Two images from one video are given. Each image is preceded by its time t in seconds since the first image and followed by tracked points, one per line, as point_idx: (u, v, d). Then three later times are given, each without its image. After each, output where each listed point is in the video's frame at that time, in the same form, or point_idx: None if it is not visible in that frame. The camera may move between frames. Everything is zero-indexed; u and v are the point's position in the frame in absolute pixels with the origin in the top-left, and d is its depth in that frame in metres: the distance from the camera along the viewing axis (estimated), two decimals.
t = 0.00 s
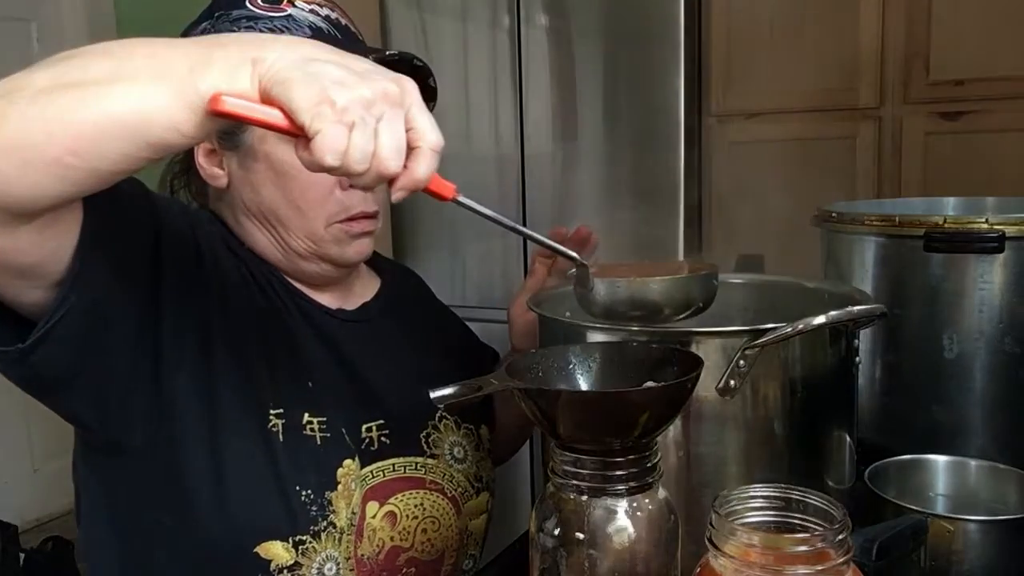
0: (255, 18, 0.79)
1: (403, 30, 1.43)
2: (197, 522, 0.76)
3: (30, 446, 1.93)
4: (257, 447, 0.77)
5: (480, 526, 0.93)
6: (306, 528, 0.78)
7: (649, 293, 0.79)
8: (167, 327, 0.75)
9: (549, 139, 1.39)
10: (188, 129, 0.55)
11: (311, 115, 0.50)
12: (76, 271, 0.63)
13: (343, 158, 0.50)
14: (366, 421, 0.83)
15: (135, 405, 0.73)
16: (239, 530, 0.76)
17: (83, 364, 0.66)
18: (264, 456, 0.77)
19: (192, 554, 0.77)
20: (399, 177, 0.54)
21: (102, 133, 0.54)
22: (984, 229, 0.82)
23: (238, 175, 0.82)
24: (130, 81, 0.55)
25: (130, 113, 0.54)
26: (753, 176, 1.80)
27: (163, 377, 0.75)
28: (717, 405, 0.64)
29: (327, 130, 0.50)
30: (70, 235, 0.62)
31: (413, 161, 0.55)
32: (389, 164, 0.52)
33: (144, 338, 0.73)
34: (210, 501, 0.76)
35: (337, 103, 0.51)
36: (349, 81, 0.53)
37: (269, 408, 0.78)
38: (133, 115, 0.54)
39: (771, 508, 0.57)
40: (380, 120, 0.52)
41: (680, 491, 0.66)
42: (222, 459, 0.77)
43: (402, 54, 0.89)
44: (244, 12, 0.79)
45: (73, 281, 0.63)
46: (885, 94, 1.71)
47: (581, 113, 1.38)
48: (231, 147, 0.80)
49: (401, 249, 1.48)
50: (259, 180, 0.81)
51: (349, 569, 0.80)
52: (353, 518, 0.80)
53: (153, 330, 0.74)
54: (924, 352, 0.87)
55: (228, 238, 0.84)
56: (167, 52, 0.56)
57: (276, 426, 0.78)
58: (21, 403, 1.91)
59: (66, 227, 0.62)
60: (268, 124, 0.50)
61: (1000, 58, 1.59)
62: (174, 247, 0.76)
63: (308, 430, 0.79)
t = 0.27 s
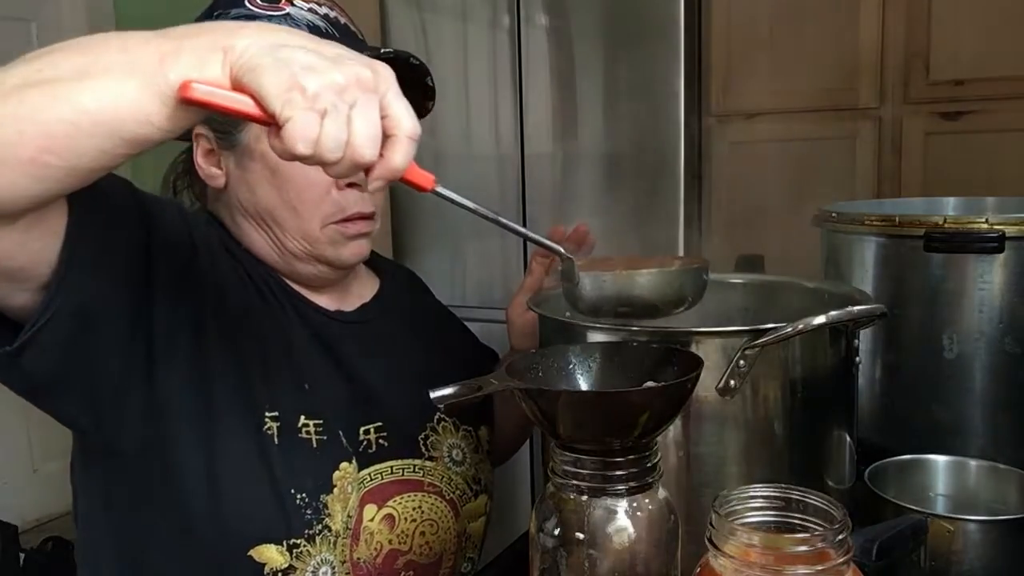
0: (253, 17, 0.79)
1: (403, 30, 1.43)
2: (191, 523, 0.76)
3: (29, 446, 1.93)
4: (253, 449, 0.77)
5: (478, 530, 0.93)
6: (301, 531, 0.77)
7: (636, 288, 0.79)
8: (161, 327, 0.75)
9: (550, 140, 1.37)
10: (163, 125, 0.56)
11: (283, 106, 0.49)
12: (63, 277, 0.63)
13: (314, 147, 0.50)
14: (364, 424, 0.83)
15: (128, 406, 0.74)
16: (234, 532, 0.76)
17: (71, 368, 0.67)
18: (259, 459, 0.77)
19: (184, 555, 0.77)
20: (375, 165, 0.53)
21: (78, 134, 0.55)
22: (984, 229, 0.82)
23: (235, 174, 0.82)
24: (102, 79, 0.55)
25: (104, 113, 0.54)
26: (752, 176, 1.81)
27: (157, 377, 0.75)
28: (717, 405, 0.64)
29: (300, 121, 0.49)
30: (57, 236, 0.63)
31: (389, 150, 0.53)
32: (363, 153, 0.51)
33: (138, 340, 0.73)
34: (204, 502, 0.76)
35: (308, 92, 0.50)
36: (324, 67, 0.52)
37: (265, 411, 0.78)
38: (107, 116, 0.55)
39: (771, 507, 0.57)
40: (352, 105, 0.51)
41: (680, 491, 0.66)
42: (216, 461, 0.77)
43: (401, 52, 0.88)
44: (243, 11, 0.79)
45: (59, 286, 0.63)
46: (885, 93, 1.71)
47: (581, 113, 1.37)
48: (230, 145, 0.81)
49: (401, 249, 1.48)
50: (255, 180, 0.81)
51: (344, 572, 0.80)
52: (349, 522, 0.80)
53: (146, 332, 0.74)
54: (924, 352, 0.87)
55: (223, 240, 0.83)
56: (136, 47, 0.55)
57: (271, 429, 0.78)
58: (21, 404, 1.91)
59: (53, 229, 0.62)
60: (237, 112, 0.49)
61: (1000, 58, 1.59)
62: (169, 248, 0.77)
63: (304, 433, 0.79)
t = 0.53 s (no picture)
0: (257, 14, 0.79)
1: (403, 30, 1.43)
2: (187, 528, 0.76)
3: (29, 446, 1.92)
4: (249, 453, 0.77)
5: (480, 532, 0.93)
6: (298, 537, 0.77)
7: (630, 273, 0.79)
8: (150, 330, 0.75)
9: (549, 138, 1.39)
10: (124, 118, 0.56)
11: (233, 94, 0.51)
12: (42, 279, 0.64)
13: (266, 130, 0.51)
14: (365, 426, 0.83)
15: (120, 413, 0.73)
16: (231, 536, 0.76)
17: (60, 377, 0.67)
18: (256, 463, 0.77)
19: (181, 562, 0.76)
20: (330, 147, 0.54)
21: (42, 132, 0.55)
22: (984, 229, 0.82)
23: (234, 173, 0.82)
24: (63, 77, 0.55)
25: (66, 110, 0.55)
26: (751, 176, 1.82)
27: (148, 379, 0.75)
28: (717, 405, 0.64)
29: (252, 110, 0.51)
30: (34, 241, 0.64)
31: (344, 130, 0.54)
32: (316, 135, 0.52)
33: (127, 346, 0.73)
34: (200, 506, 0.76)
35: (259, 76, 0.51)
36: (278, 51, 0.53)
37: (262, 414, 0.78)
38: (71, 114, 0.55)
39: (771, 508, 0.57)
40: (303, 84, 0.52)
41: (680, 492, 0.66)
42: (212, 464, 0.76)
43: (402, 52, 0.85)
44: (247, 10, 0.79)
45: (35, 296, 0.64)
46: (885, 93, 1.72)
47: (580, 113, 1.37)
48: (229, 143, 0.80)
49: (401, 249, 1.48)
50: (253, 179, 0.81)
51: None
52: (349, 527, 0.80)
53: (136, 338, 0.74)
54: (923, 352, 0.87)
55: (218, 238, 0.84)
56: (85, 42, 0.56)
57: (268, 434, 0.78)
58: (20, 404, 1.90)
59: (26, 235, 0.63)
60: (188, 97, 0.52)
61: (1000, 58, 1.59)
62: (160, 251, 0.77)
63: (302, 438, 0.79)
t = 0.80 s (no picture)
0: (260, 14, 0.79)
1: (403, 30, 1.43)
2: (183, 533, 0.76)
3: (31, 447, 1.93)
4: (245, 456, 0.77)
5: (481, 531, 0.92)
6: (296, 542, 0.77)
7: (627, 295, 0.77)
8: (138, 342, 0.74)
9: (549, 140, 1.38)
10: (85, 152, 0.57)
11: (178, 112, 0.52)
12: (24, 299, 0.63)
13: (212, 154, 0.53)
14: (365, 428, 0.83)
15: (110, 421, 0.73)
16: (229, 540, 0.76)
17: (49, 392, 0.67)
18: (253, 466, 0.78)
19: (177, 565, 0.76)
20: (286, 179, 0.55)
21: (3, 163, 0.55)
22: (984, 230, 0.82)
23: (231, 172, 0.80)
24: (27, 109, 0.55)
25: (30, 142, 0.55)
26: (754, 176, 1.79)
27: (137, 391, 0.75)
28: (717, 406, 0.64)
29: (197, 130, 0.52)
30: (12, 264, 0.62)
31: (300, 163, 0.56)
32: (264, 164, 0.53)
33: (116, 357, 0.73)
34: (197, 511, 0.76)
35: (211, 106, 0.53)
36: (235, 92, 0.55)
37: (258, 419, 0.78)
38: (36, 141, 0.55)
39: (771, 507, 0.57)
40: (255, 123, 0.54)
41: (679, 492, 0.66)
42: (207, 469, 0.77)
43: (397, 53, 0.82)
44: (251, 9, 0.79)
45: (17, 313, 0.63)
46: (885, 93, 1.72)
47: (581, 114, 1.37)
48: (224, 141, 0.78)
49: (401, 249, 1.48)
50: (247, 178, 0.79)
51: None
52: (347, 530, 0.80)
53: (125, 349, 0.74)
54: (923, 352, 0.87)
55: (212, 233, 0.83)
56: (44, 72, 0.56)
57: (263, 439, 0.78)
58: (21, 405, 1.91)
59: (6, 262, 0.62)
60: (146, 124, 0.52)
61: (1000, 58, 1.59)
62: (148, 258, 0.75)
63: (300, 441, 0.79)
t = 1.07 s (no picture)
0: (261, 14, 0.78)
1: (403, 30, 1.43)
2: (183, 536, 0.76)
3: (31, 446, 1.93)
4: (244, 461, 0.77)
5: (481, 527, 0.92)
6: (297, 545, 0.77)
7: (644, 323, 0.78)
8: (135, 354, 0.74)
9: (550, 139, 1.37)
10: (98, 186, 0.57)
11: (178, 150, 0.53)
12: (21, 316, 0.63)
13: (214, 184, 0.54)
14: (365, 428, 0.83)
15: (109, 433, 0.73)
16: (229, 544, 0.76)
17: (49, 410, 0.67)
18: (252, 471, 0.77)
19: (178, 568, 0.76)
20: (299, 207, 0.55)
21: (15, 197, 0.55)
22: (984, 229, 0.82)
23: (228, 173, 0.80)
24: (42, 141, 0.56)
25: (46, 172, 0.56)
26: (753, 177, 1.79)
27: (134, 403, 0.74)
28: (717, 405, 0.64)
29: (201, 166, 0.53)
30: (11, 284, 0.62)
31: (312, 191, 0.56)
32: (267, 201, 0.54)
33: (114, 368, 0.72)
34: (197, 517, 0.75)
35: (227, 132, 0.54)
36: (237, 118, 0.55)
37: (256, 424, 0.77)
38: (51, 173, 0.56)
39: (771, 507, 0.57)
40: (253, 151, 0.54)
41: (680, 491, 0.66)
42: (207, 473, 0.76)
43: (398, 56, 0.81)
44: (252, 9, 0.78)
45: (16, 333, 0.63)
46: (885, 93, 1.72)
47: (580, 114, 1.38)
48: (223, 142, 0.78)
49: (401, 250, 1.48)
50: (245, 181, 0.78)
51: None
52: (347, 531, 0.80)
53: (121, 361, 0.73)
54: (923, 352, 0.87)
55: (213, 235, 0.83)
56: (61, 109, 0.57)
57: (262, 443, 0.77)
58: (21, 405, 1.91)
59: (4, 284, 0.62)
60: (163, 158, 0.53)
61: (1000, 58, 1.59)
62: (143, 269, 0.74)
63: (300, 443, 0.78)
